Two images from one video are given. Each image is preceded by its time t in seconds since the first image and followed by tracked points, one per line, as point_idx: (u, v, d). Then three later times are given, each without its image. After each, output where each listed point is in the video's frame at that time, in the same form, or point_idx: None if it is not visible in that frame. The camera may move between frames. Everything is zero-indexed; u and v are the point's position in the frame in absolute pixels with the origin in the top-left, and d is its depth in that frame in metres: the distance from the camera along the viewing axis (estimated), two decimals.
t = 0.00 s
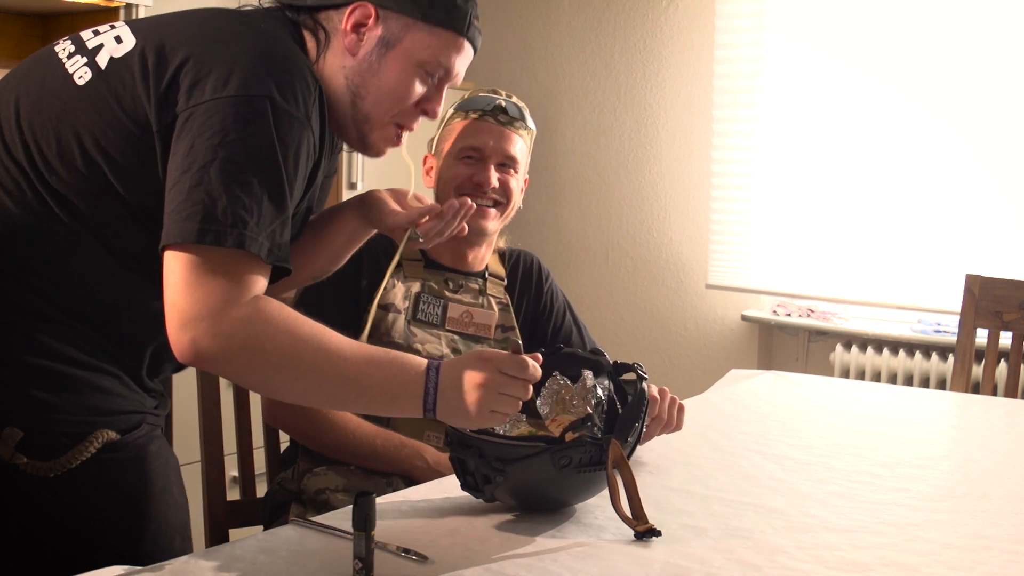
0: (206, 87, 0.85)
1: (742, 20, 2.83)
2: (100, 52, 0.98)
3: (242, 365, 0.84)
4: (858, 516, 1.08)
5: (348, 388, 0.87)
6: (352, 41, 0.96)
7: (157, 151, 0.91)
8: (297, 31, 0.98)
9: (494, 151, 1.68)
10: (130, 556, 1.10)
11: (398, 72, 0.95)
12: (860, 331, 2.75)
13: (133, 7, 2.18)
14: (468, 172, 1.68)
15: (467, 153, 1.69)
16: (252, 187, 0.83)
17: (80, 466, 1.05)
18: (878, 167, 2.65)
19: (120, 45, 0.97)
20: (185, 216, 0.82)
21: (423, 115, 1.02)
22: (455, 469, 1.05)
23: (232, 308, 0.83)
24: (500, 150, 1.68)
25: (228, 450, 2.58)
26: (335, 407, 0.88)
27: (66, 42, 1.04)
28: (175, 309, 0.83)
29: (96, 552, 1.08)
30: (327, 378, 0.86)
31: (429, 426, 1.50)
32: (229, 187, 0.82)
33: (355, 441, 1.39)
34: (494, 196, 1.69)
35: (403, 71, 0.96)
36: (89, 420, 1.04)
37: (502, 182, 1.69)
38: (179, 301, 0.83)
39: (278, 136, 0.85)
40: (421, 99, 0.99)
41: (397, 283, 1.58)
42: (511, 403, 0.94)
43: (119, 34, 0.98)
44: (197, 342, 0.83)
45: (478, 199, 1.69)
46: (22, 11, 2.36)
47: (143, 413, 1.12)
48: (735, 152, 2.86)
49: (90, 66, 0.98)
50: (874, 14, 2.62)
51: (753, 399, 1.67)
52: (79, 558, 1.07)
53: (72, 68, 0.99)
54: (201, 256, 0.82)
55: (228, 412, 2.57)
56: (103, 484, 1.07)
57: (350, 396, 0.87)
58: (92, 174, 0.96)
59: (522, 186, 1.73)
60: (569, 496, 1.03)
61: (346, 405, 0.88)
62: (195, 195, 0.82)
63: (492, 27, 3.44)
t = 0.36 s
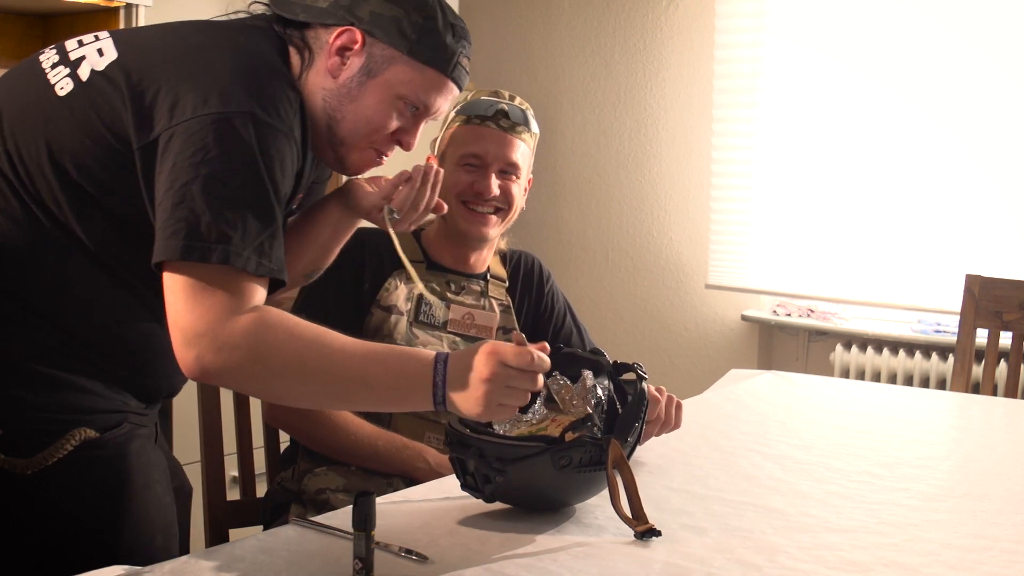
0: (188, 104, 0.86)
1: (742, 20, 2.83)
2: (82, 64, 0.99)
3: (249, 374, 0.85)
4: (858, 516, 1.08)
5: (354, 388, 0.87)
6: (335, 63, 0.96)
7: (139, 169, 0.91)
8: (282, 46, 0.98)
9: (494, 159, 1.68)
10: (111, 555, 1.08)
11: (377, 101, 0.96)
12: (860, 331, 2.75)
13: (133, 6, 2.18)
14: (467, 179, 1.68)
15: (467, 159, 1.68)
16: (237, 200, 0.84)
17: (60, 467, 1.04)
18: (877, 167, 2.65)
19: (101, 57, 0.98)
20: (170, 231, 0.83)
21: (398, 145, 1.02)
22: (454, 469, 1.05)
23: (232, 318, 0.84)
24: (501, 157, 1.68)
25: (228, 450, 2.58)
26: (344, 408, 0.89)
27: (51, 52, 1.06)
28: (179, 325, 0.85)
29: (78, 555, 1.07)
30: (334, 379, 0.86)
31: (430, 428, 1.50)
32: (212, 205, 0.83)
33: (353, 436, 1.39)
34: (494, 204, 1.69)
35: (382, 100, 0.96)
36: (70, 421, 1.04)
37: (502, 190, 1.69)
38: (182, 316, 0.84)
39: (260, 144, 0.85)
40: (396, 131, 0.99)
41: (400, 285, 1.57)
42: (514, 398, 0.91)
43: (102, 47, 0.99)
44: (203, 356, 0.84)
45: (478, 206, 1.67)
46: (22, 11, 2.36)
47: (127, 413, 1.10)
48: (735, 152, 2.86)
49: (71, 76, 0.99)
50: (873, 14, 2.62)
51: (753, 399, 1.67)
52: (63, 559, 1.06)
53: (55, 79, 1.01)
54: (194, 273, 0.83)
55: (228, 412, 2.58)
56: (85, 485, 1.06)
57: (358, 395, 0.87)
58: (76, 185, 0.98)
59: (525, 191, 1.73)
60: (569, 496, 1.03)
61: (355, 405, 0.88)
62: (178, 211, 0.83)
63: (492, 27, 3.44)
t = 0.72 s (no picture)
0: (124, 80, 0.88)
1: (742, 20, 2.83)
2: (23, 59, 1.02)
3: (245, 335, 0.85)
4: (858, 516, 1.08)
5: (347, 358, 0.86)
6: (278, 21, 0.97)
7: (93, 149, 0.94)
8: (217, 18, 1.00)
9: (494, 164, 1.68)
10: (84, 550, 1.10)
11: (322, 52, 0.97)
12: (860, 331, 2.75)
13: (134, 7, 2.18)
14: (466, 183, 1.67)
15: (467, 164, 1.68)
16: (187, 159, 0.85)
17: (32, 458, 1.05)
18: (877, 168, 2.65)
19: (39, 50, 1.00)
20: (127, 200, 0.86)
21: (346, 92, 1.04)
22: (454, 469, 1.03)
23: (234, 267, 0.85)
24: (502, 163, 1.68)
25: (228, 450, 2.58)
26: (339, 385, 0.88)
27: None
28: (179, 271, 0.85)
29: (56, 554, 1.08)
30: (329, 355, 0.86)
31: (429, 426, 1.49)
32: (160, 169, 0.84)
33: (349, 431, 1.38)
34: (494, 210, 1.68)
35: (327, 52, 0.97)
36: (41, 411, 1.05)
37: (502, 196, 1.69)
38: (189, 273, 0.85)
39: (198, 106, 0.87)
40: (344, 79, 1.01)
41: (399, 285, 1.58)
42: (486, 419, 0.89)
43: (40, 41, 1.02)
44: (204, 311, 0.85)
45: (478, 212, 1.66)
46: (22, 11, 2.36)
47: (99, 402, 1.10)
48: (735, 152, 2.86)
49: (14, 73, 1.02)
50: (873, 14, 2.62)
51: (753, 399, 1.67)
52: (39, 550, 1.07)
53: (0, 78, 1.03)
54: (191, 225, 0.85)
55: (227, 412, 2.58)
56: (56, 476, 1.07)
57: (352, 374, 0.86)
58: (36, 176, 1.00)
59: (526, 195, 1.74)
60: (567, 496, 1.04)
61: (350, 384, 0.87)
62: (133, 180, 0.85)
63: (492, 27, 3.44)
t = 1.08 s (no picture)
0: (117, 27, 0.86)
1: (743, 20, 2.82)
2: None
3: (244, 260, 0.83)
4: (858, 516, 1.08)
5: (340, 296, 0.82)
6: None
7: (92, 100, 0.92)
8: None
9: (506, 168, 1.62)
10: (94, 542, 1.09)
11: None
12: (861, 331, 2.75)
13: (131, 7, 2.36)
14: (477, 186, 1.62)
15: (479, 166, 1.63)
16: (196, 91, 0.85)
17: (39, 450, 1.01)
18: (877, 168, 2.65)
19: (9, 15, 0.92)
20: (146, 138, 0.83)
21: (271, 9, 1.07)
22: (448, 468, 1.06)
23: (248, 185, 0.83)
24: (514, 167, 1.62)
25: (228, 450, 2.58)
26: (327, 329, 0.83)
27: None
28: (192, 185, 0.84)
29: (60, 557, 1.06)
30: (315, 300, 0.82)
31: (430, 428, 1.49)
32: (174, 104, 0.84)
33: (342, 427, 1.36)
34: (506, 214, 1.63)
35: None
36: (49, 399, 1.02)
37: (513, 199, 1.64)
38: (202, 196, 0.83)
39: (199, 39, 0.87)
40: None
41: (407, 290, 1.54)
42: (448, 392, 0.81)
43: None
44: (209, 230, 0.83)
45: (489, 216, 1.61)
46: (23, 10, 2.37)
47: (107, 389, 1.11)
48: (735, 152, 2.86)
49: None
50: (873, 14, 2.62)
51: (753, 399, 1.67)
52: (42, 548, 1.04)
53: None
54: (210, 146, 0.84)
55: (227, 411, 2.58)
56: (68, 468, 1.05)
57: (336, 322, 0.82)
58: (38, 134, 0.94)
59: (539, 199, 1.68)
60: (557, 496, 1.03)
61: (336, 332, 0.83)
62: (148, 118, 0.84)
63: (492, 26, 3.44)
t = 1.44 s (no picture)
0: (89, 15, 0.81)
1: (742, 20, 2.82)
2: None
3: (150, 252, 0.67)
4: (858, 516, 1.08)
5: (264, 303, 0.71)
6: None
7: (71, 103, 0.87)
8: None
9: (516, 168, 1.52)
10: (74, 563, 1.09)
11: None
12: (861, 331, 2.75)
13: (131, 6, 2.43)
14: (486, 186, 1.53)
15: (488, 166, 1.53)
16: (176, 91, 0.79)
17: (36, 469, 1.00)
18: (877, 168, 2.65)
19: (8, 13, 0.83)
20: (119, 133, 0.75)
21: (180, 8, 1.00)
22: (448, 465, 1.05)
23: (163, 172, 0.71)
24: (524, 168, 1.53)
25: (228, 450, 2.58)
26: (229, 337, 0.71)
27: None
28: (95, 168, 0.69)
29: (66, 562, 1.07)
30: (229, 308, 0.69)
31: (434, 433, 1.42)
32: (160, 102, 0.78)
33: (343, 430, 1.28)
34: (515, 216, 1.53)
35: None
36: (55, 417, 1.01)
37: (523, 201, 1.53)
38: (108, 176, 0.68)
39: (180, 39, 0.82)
40: None
41: (414, 295, 1.44)
42: (368, 366, 0.71)
43: None
44: (99, 208, 0.67)
45: (497, 218, 1.52)
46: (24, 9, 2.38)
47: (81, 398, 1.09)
48: (735, 152, 2.86)
49: None
50: (873, 15, 2.62)
51: (753, 399, 1.67)
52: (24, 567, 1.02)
53: None
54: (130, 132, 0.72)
55: (227, 412, 2.58)
56: (65, 481, 1.05)
57: (249, 335, 0.70)
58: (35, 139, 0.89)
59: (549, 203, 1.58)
60: (556, 497, 1.02)
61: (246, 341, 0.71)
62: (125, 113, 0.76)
63: (493, 26, 3.44)
